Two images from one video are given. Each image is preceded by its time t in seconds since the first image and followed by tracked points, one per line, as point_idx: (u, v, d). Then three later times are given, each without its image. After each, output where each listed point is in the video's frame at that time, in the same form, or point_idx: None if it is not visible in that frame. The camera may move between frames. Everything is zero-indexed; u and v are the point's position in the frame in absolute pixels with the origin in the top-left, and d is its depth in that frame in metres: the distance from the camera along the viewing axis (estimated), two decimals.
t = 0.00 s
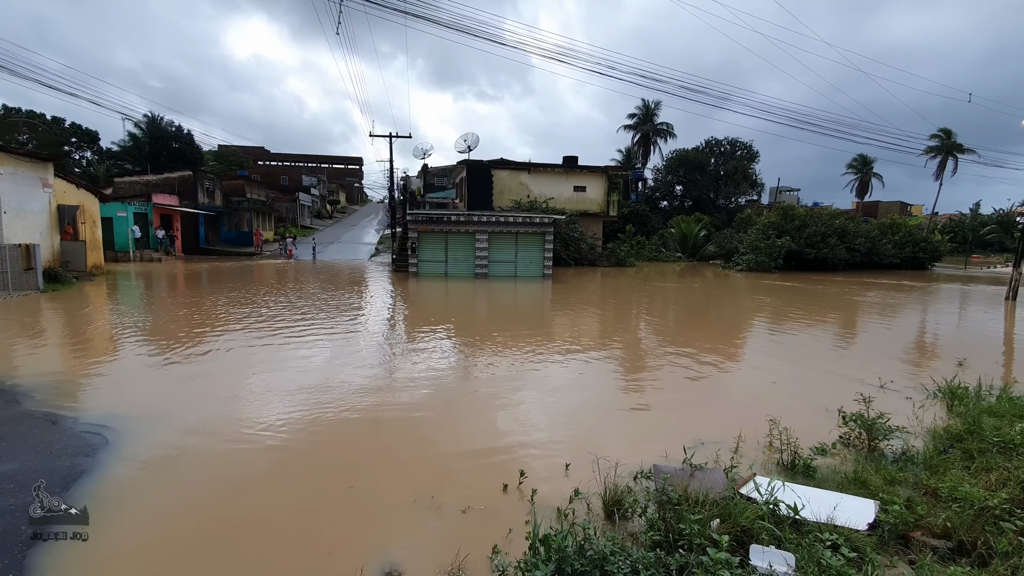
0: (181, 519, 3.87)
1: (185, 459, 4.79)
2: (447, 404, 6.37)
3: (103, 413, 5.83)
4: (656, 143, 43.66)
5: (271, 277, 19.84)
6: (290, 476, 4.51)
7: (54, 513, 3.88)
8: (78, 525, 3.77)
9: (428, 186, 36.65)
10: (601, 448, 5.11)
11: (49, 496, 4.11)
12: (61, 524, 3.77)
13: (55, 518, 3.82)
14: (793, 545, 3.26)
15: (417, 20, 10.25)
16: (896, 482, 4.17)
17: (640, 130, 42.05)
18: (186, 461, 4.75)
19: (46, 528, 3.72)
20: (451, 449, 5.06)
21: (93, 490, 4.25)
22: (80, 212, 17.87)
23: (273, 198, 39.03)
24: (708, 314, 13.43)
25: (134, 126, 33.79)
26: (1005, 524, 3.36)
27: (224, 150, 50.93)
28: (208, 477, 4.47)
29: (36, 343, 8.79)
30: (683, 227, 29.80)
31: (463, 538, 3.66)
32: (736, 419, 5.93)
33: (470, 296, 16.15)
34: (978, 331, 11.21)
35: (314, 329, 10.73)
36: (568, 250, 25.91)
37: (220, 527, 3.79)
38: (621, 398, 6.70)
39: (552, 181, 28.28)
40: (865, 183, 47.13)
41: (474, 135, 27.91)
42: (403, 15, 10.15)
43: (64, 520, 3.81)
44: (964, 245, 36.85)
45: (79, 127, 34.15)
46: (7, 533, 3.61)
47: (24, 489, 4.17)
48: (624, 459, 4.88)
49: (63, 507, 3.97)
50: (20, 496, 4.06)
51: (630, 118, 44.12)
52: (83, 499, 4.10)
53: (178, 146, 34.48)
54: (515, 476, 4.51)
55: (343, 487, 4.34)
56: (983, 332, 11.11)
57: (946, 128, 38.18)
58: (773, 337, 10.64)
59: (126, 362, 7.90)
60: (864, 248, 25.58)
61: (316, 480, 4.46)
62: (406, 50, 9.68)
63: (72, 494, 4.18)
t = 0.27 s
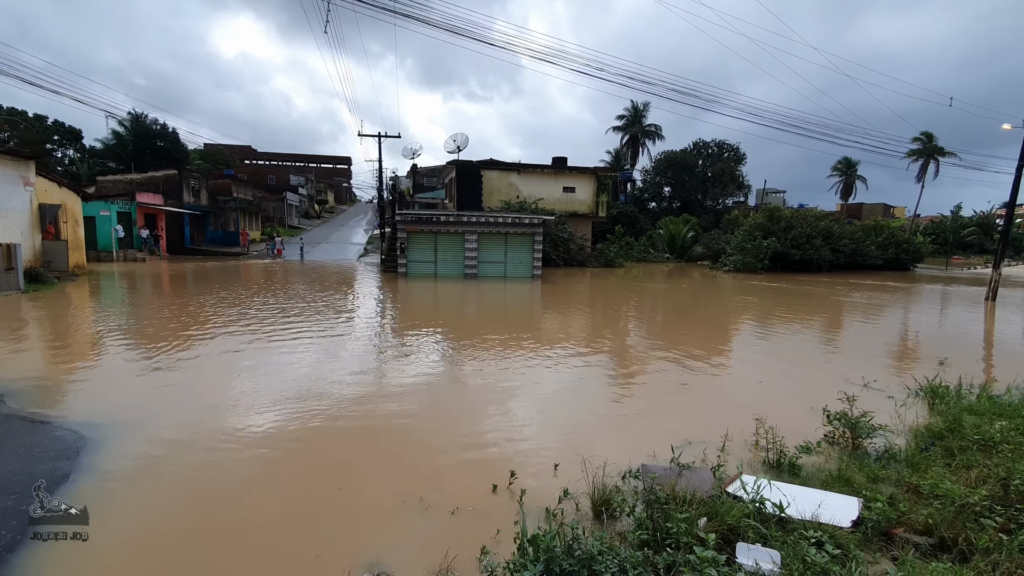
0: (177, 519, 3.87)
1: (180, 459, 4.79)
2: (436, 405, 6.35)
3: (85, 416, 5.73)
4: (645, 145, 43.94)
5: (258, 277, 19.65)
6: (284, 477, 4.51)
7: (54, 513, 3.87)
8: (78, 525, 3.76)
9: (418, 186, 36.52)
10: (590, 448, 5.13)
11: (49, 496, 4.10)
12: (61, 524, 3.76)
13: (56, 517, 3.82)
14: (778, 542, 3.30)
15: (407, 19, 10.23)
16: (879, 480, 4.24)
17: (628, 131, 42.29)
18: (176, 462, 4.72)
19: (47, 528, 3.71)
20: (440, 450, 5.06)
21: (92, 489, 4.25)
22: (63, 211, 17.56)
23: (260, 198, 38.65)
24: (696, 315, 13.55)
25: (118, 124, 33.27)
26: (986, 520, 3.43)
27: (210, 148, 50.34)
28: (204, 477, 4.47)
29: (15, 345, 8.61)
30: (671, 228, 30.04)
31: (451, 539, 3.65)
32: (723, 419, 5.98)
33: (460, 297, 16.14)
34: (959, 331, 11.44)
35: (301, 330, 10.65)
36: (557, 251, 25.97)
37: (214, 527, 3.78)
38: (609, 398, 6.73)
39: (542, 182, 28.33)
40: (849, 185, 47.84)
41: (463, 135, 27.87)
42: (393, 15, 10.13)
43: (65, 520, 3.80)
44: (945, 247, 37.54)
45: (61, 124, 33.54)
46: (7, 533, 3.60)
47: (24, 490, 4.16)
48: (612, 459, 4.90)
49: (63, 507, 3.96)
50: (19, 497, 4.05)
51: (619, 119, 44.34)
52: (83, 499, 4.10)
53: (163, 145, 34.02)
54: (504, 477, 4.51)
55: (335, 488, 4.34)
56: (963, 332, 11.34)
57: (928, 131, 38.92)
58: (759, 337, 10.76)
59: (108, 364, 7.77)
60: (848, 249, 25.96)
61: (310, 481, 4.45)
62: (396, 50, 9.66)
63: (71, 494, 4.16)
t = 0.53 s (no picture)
0: (174, 518, 3.86)
1: (177, 458, 4.77)
2: (422, 406, 6.33)
3: (61, 419, 5.59)
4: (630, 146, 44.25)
5: (241, 277, 19.37)
6: (276, 476, 4.49)
7: (53, 513, 3.85)
8: (78, 525, 3.74)
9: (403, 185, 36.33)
10: (575, 448, 5.14)
11: (48, 496, 4.07)
12: (61, 524, 3.74)
13: (55, 517, 3.79)
14: (761, 540, 3.34)
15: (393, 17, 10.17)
16: (858, 477, 4.32)
17: (614, 132, 42.56)
18: (164, 463, 4.67)
19: (45, 528, 3.69)
20: (426, 450, 5.04)
21: (92, 487, 4.24)
22: (39, 209, 17.13)
23: (243, 197, 38.11)
24: (680, 315, 13.69)
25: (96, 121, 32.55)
26: (961, 516, 3.51)
27: (192, 146, 49.50)
28: (200, 477, 4.45)
29: None
30: (657, 229, 30.30)
31: (436, 540, 3.63)
32: (708, 418, 6.03)
33: (446, 297, 16.09)
34: (935, 330, 11.73)
35: (285, 331, 10.53)
36: (544, 251, 26.03)
37: (207, 527, 3.76)
38: (594, 398, 6.76)
39: (528, 182, 28.36)
40: (829, 188, 48.70)
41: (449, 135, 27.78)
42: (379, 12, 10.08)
43: (64, 520, 3.78)
44: (922, 248, 38.40)
45: (36, 120, 32.71)
46: (6, 534, 3.59)
47: (24, 489, 4.14)
48: (598, 458, 4.91)
49: (63, 506, 3.94)
50: (20, 495, 4.05)
51: (605, 121, 44.59)
52: (83, 499, 4.07)
53: (143, 142, 33.36)
54: (489, 477, 4.49)
55: (327, 488, 4.32)
56: (938, 331, 11.61)
57: (905, 136, 39.79)
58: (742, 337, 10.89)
59: (85, 366, 7.60)
60: (829, 251, 26.43)
61: (303, 480, 4.44)
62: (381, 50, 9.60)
63: (72, 493, 4.15)
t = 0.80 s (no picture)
0: (169, 518, 3.85)
1: (172, 458, 4.75)
2: (402, 406, 6.28)
3: (26, 424, 5.43)
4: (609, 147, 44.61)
5: (215, 278, 18.96)
6: (266, 476, 4.48)
7: (54, 513, 3.86)
8: (78, 524, 3.74)
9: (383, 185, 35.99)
10: (554, 447, 5.17)
11: (49, 496, 4.09)
12: (60, 524, 3.75)
13: (55, 517, 3.81)
14: (734, 535, 3.40)
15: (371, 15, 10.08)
16: (828, 472, 4.43)
17: (594, 134, 42.85)
18: (138, 467, 4.57)
19: (45, 528, 3.70)
20: (407, 451, 5.01)
21: (94, 486, 4.24)
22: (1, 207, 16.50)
23: (218, 195, 37.32)
24: (659, 315, 13.86)
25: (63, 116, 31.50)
26: (926, 509, 3.62)
27: (163, 142, 48.21)
28: (193, 477, 4.43)
29: None
30: (636, 229, 30.62)
31: (414, 541, 3.61)
32: (685, 416, 6.14)
33: (426, 297, 16.01)
34: (902, 329, 12.11)
35: (260, 331, 10.33)
36: (524, 252, 26.08)
37: (198, 527, 3.74)
38: (574, 397, 6.82)
39: (508, 183, 28.38)
40: (802, 190, 49.86)
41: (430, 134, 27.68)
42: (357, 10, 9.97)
43: (64, 520, 3.79)
44: (890, 250, 39.60)
45: None
46: (5, 536, 3.60)
47: (25, 489, 4.16)
48: (576, 457, 4.95)
49: (63, 506, 3.95)
50: (22, 496, 4.07)
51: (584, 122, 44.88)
52: (84, 497, 4.08)
53: (112, 138, 32.40)
54: (467, 477, 4.49)
55: (314, 488, 4.31)
56: (905, 330, 11.99)
57: (874, 140, 41.00)
58: (719, 336, 11.08)
59: (52, 369, 7.37)
60: (802, 252, 27.07)
61: (293, 480, 4.43)
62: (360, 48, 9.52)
63: (73, 493, 4.14)
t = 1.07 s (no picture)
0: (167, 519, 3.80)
1: (167, 459, 4.70)
2: (380, 408, 6.21)
3: None
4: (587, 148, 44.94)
5: (186, 277, 18.47)
6: (241, 480, 4.39)
7: (54, 513, 3.80)
8: (79, 525, 3.68)
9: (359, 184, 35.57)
10: (532, 447, 5.19)
11: (49, 496, 4.02)
12: (61, 524, 3.69)
13: (55, 518, 3.74)
14: (707, 531, 3.47)
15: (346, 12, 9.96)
16: (797, 467, 4.55)
17: (572, 135, 43.12)
18: (108, 472, 4.43)
19: (45, 528, 3.64)
20: (386, 453, 4.97)
21: (97, 485, 4.21)
22: None
23: (188, 193, 36.35)
24: (635, 314, 14.03)
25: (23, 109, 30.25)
26: (889, 502, 3.75)
27: (130, 138, 46.71)
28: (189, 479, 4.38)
29: None
30: (613, 230, 30.92)
31: (390, 544, 3.58)
32: (660, 414, 6.23)
33: (403, 297, 15.89)
34: (867, 328, 12.51)
35: (233, 332, 10.10)
36: (502, 252, 26.07)
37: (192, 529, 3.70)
38: (552, 396, 6.86)
39: (486, 183, 28.35)
40: (773, 193, 51.05)
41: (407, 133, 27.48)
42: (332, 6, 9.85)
43: (64, 520, 3.73)
44: (856, 251, 40.85)
45: None
46: (5, 536, 3.53)
47: (24, 489, 4.09)
48: (553, 457, 4.98)
49: (64, 506, 3.89)
50: (22, 495, 4.02)
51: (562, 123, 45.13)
52: (86, 498, 4.02)
53: (77, 133, 31.27)
54: (443, 478, 4.47)
55: (300, 489, 4.27)
56: (870, 328, 12.38)
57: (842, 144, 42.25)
58: (693, 336, 11.25)
59: (12, 372, 7.07)
60: (773, 252, 27.72)
61: (280, 482, 4.39)
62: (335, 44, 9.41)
63: (73, 492, 4.10)
